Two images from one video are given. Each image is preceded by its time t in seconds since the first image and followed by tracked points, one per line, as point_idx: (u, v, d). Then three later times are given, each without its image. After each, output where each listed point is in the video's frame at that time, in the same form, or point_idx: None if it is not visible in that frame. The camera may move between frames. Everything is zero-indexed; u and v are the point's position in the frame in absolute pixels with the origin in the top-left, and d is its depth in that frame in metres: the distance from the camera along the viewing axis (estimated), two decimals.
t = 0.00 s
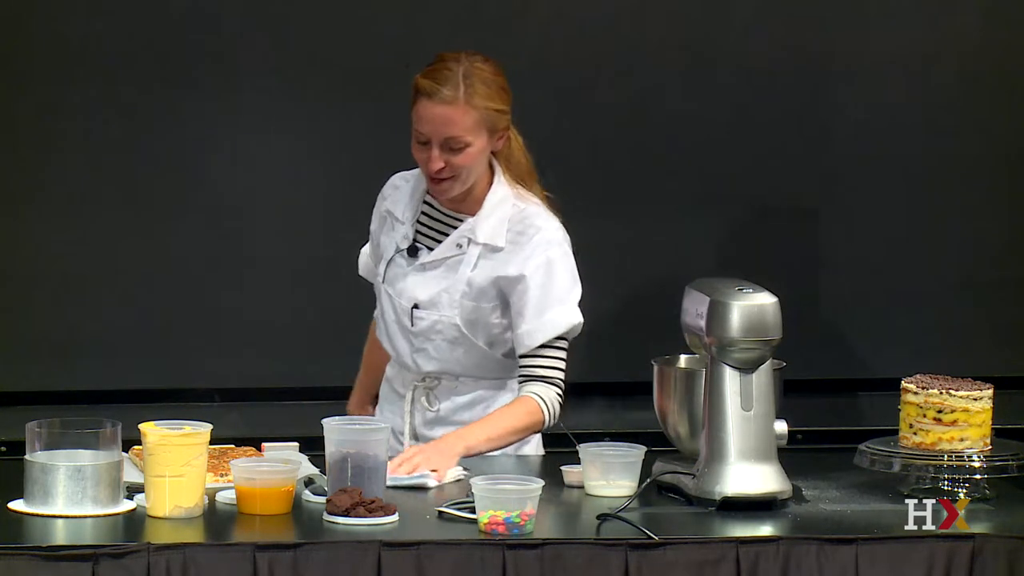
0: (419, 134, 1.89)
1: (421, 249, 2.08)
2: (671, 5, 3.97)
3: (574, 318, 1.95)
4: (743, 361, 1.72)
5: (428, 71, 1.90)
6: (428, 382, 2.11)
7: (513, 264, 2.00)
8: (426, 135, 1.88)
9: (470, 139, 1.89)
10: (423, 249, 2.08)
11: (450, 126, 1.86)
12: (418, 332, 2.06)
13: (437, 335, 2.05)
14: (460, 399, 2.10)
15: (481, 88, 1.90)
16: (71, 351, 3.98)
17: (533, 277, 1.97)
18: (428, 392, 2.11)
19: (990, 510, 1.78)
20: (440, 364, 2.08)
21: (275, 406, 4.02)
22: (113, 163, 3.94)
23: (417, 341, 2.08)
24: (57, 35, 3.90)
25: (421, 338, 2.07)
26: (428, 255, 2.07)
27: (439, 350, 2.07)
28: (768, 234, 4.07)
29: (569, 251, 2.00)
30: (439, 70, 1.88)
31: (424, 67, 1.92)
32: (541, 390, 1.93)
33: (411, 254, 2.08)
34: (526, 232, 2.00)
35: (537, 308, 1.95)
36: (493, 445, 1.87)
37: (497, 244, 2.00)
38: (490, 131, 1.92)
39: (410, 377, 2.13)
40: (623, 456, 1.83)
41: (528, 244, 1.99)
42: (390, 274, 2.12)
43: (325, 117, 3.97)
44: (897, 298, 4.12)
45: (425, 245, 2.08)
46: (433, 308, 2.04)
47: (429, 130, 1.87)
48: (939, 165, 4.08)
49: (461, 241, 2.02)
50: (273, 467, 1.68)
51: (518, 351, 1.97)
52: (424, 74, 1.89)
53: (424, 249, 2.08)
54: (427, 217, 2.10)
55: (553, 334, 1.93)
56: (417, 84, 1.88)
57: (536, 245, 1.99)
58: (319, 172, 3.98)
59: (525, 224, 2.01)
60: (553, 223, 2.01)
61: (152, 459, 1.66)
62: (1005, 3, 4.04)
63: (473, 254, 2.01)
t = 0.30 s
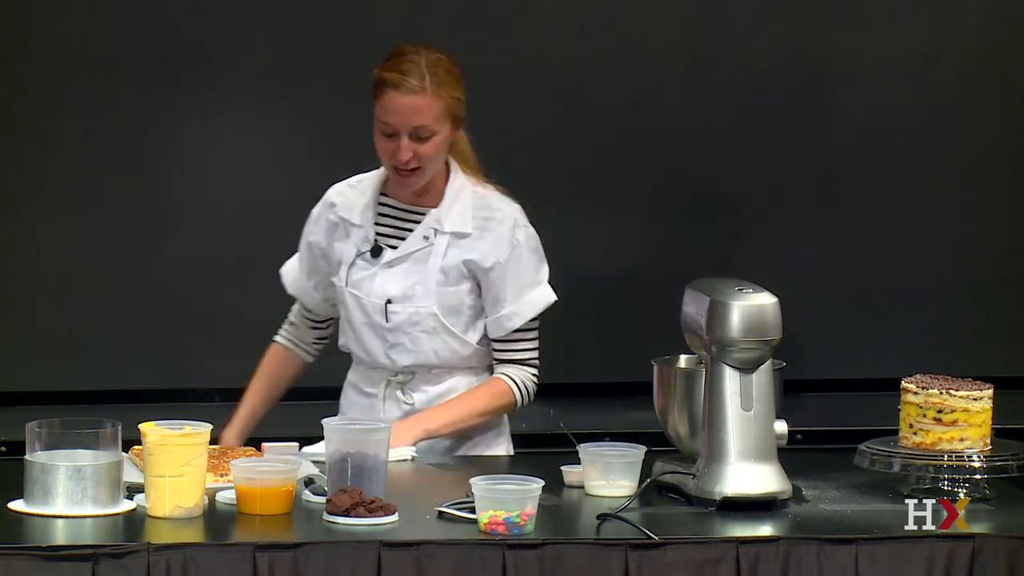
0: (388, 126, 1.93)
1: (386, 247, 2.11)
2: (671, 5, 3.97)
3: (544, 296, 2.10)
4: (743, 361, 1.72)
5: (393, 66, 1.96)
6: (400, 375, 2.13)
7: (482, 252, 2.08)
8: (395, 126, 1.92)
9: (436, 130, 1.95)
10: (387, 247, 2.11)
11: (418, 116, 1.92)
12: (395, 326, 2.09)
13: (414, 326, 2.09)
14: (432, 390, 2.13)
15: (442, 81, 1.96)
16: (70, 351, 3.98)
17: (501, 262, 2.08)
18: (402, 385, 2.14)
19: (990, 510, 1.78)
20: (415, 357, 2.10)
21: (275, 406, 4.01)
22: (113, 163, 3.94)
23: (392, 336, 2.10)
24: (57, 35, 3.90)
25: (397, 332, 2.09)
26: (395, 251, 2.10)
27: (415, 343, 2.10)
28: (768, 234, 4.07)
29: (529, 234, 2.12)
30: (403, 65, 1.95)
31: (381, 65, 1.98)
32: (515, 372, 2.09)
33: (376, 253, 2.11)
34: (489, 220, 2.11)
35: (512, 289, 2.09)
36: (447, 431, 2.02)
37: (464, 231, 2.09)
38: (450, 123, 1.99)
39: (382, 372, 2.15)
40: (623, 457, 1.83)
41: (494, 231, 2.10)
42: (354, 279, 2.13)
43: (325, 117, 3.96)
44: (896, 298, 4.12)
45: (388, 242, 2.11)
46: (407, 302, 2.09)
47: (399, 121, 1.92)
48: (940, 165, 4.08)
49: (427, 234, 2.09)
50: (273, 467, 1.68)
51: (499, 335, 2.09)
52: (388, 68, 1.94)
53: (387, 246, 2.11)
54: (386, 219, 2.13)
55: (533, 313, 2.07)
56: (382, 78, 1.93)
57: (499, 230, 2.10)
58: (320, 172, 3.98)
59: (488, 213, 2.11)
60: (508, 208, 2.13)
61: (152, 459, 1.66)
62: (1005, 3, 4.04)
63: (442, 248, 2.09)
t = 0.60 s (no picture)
0: (387, 104, 1.92)
1: (363, 242, 2.07)
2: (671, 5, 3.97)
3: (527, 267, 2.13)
4: (743, 361, 1.72)
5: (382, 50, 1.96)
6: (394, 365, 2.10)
7: (464, 232, 2.10)
8: (398, 104, 1.91)
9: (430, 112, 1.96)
10: (366, 242, 2.07)
11: (415, 92, 1.92)
12: (388, 315, 2.06)
13: (407, 312, 2.06)
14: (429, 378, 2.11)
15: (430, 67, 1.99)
16: (70, 352, 3.98)
17: (483, 238, 2.10)
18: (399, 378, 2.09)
19: (990, 510, 1.78)
20: (410, 343, 2.07)
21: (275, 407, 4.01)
22: (113, 163, 3.94)
23: (385, 325, 2.06)
24: (57, 35, 3.90)
25: (391, 320, 2.06)
26: (375, 244, 2.07)
27: (408, 330, 2.07)
28: (767, 234, 4.07)
29: (501, 209, 2.15)
30: (394, 47, 1.95)
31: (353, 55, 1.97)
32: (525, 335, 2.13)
33: (356, 250, 2.07)
34: (463, 200, 2.11)
35: (496, 264, 2.12)
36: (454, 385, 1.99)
37: (441, 214, 2.09)
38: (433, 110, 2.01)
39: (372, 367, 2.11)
40: (624, 457, 1.83)
41: (471, 211, 2.11)
42: (333, 278, 2.08)
43: (325, 117, 3.97)
44: (896, 298, 4.12)
45: (366, 238, 2.08)
46: (396, 290, 2.07)
47: (403, 98, 1.91)
48: (940, 165, 4.08)
49: (406, 221, 2.07)
50: (273, 468, 1.68)
51: (494, 312, 2.13)
52: (382, 49, 1.94)
53: (364, 241, 2.07)
54: (357, 216, 2.09)
55: (521, 284, 2.12)
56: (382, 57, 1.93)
57: (475, 209, 2.11)
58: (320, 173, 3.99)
59: (461, 195, 2.11)
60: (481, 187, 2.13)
61: (153, 459, 1.66)
62: (1005, 4, 4.05)
63: (422, 232, 2.08)
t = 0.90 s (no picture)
0: (428, 98, 1.93)
1: (389, 237, 2.05)
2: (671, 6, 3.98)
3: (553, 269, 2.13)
4: (743, 361, 1.72)
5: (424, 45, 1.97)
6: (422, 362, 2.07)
7: (492, 229, 2.08)
8: (438, 99, 1.92)
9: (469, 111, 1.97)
10: (392, 237, 2.05)
11: (456, 89, 1.93)
12: (416, 309, 2.02)
13: (436, 306, 2.03)
14: (455, 376, 2.08)
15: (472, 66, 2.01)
16: (69, 352, 3.98)
17: (512, 237, 2.10)
18: (426, 375, 2.07)
19: (990, 511, 1.78)
20: (438, 337, 2.04)
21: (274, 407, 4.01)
22: (112, 164, 3.95)
23: (412, 319, 2.03)
24: (58, 36, 3.91)
25: (419, 315, 2.03)
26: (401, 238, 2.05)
27: (436, 325, 2.03)
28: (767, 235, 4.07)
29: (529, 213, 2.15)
30: (436, 40, 1.96)
31: (396, 50, 1.99)
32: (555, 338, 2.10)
33: (381, 244, 2.04)
34: (491, 200, 2.10)
35: (525, 265, 2.11)
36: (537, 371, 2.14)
37: (469, 211, 2.07)
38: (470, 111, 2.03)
39: (399, 366, 2.08)
40: (623, 457, 1.83)
41: (499, 210, 2.10)
42: (359, 272, 2.04)
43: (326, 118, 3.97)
44: (896, 297, 4.12)
45: (392, 233, 2.05)
46: (423, 284, 2.04)
47: (444, 93, 1.92)
48: (940, 165, 4.08)
49: (434, 216, 2.05)
50: (273, 468, 1.68)
51: (521, 314, 2.10)
52: (424, 43, 1.96)
53: (390, 236, 2.05)
54: (382, 211, 2.06)
55: (549, 286, 2.10)
56: (423, 51, 1.95)
57: (504, 208, 2.10)
58: (320, 173, 3.99)
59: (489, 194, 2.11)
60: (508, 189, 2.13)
61: (153, 459, 1.66)
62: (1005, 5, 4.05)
63: (450, 227, 2.06)
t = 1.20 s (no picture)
0: (517, 109, 2.21)
1: (485, 247, 2.36)
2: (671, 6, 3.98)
3: (647, 292, 2.37)
4: (743, 362, 1.72)
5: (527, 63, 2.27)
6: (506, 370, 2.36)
7: (586, 248, 2.36)
8: (525, 111, 2.20)
9: (557, 126, 2.23)
10: (487, 247, 2.36)
11: (545, 104, 2.20)
12: (504, 320, 2.33)
13: (523, 319, 2.33)
14: (540, 391, 2.37)
15: (572, 85, 2.27)
16: (69, 353, 3.97)
17: (605, 256, 2.36)
18: (511, 388, 2.37)
19: (991, 511, 1.78)
20: (524, 347, 2.34)
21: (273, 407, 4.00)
22: (112, 164, 3.95)
23: (500, 328, 2.33)
24: (58, 37, 3.92)
25: (506, 325, 2.33)
26: (496, 249, 2.35)
27: (523, 335, 2.33)
28: (767, 235, 4.07)
29: (627, 235, 2.40)
30: (537, 60, 2.25)
31: (505, 65, 2.28)
32: (636, 372, 2.30)
33: (476, 253, 2.35)
34: (590, 218, 2.38)
35: (618, 286, 2.37)
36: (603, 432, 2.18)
37: (568, 229, 2.36)
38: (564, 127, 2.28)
39: (485, 373, 2.38)
40: (623, 458, 1.83)
41: (597, 229, 2.37)
42: (454, 279, 2.36)
43: (326, 118, 3.97)
44: (896, 297, 4.12)
45: (488, 243, 2.36)
46: (514, 295, 2.34)
47: (531, 105, 2.20)
48: (939, 165, 4.08)
49: (530, 230, 2.35)
50: (272, 468, 1.68)
51: (607, 333, 2.35)
52: (524, 61, 2.25)
53: (487, 246, 2.36)
54: (481, 220, 2.38)
55: (638, 309, 2.35)
56: (521, 67, 2.24)
57: (601, 228, 2.37)
58: (319, 173, 3.98)
59: (589, 212, 2.38)
60: (607, 208, 2.39)
61: (153, 459, 1.66)
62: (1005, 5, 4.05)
63: (544, 242, 2.35)
